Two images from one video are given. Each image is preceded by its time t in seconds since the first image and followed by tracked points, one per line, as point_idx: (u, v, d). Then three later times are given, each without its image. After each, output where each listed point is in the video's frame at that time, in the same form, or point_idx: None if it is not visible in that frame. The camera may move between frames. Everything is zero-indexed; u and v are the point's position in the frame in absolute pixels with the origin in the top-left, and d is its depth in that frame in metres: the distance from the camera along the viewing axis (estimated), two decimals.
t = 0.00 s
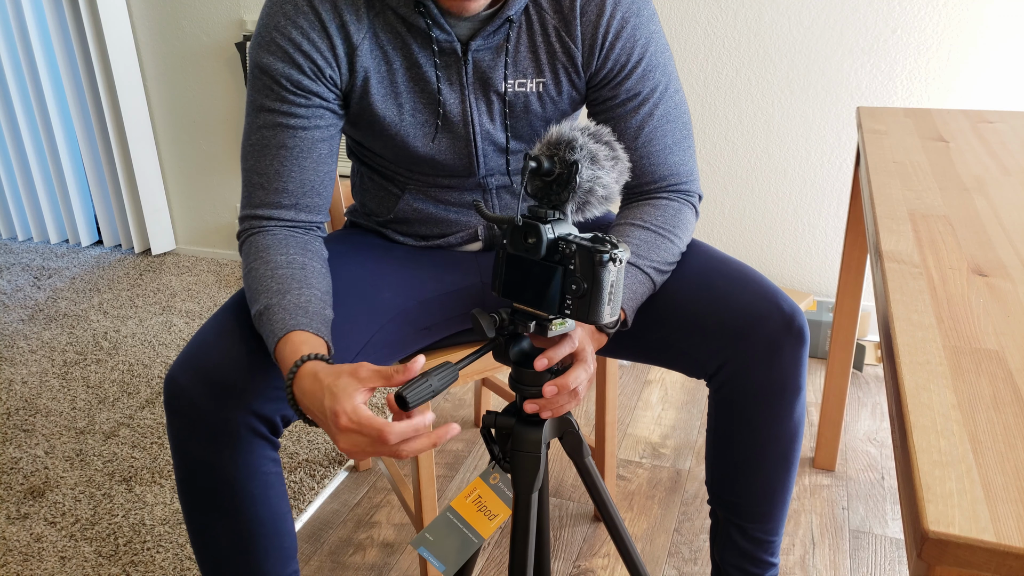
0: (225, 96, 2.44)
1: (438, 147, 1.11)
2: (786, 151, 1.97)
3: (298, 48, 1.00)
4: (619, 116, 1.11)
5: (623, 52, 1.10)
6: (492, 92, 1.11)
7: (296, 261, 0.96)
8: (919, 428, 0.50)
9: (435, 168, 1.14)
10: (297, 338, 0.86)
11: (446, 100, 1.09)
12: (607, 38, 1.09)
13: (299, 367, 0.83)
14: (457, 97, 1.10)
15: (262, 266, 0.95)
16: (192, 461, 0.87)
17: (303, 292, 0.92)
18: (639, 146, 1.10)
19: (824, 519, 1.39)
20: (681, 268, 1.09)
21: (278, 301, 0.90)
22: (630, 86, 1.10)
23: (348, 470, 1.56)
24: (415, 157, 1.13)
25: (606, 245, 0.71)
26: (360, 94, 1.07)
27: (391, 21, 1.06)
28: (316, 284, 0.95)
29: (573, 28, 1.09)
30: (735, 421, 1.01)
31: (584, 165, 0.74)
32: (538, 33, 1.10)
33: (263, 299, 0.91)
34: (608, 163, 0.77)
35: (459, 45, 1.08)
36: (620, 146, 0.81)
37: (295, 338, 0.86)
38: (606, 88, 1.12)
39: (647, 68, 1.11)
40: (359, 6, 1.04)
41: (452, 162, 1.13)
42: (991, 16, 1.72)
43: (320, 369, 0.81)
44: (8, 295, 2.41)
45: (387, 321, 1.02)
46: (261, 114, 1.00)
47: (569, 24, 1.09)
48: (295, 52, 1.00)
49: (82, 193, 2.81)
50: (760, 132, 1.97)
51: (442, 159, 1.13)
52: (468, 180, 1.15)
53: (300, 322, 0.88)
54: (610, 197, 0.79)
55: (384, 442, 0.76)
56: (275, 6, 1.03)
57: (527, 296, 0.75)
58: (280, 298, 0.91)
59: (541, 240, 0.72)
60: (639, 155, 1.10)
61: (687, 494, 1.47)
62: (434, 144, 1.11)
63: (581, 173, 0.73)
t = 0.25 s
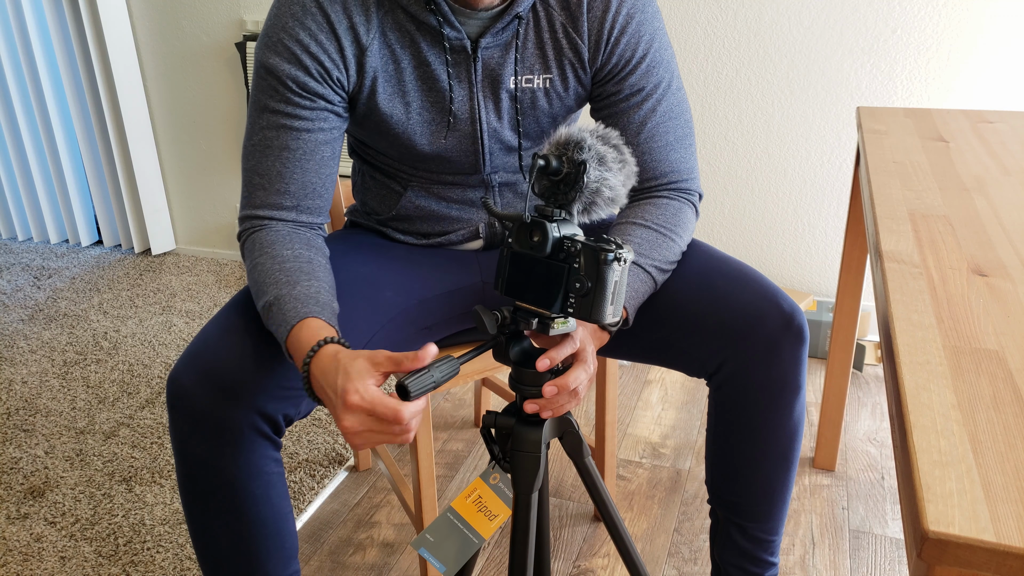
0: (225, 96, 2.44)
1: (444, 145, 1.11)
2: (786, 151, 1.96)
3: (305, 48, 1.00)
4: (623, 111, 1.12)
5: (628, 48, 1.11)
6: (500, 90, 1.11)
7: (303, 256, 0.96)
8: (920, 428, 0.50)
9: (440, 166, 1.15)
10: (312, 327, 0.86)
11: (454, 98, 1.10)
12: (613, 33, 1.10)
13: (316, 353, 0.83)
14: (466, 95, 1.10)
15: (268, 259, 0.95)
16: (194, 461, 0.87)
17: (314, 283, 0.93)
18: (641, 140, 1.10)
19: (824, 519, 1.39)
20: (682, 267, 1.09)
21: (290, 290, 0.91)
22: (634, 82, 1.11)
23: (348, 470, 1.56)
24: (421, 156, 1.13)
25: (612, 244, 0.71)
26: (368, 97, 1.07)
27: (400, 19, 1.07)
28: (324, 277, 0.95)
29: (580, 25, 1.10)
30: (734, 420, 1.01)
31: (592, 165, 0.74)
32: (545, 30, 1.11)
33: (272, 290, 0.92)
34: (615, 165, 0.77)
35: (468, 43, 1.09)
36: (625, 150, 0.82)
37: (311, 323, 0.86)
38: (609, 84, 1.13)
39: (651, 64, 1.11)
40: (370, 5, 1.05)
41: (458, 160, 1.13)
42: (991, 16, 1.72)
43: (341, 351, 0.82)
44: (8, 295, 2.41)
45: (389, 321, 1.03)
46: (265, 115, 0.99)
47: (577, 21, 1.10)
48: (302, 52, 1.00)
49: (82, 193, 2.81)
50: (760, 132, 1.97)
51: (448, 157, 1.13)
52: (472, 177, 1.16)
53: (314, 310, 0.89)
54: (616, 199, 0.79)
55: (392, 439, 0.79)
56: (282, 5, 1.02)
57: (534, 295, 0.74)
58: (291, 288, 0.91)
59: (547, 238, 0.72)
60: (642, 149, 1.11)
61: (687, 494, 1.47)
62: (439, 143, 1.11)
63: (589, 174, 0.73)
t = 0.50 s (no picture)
0: (225, 96, 2.44)
1: (445, 144, 1.11)
2: (786, 151, 1.96)
3: (308, 47, 1.00)
4: (624, 111, 1.12)
5: (629, 47, 1.10)
6: (502, 88, 1.11)
7: (297, 258, 0.96)
8: (919, 428, 0.50)
9: (442, 165, 1.15)
10: (302, 330, 0.86)
11: (456, 97, 1.10)
12: (614, 33, 1.10)
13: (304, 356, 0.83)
14: (468, 94, 1.10)
15: (263, 263, 0.95)
16: (196, 461, 0.87)
17: (306, 286, 0.92)
18: (642, 141, 1.10)
19: (824, 519, 1.39)
20: (682, 267, 1.09)
21: (281, 296, 0.90)
22: (635, 82, 1.11)
23: (348, 470, 1.56)
24: (422, 155, 1.13)
25: (615, 246, 0.70)
26: (370, 95, 1.07)
27: (403, 18, 1.07)
28: (318, 279, 0.95)
29: (581, 25, 1.10)
30: (735, 420, 1.01)
31: (599, 167, 0.74)
32: (547, 29, 1.11)
33: (264, 296, 0.92)
34: (622, 169, 0.77)
35: (470, 42, 1.09)
36: (633, 156, 0.82)
37: (298, 330, 0.86)
38: (611, 84, 1.12)
39: (652, 64, 1.11)
40: (373, 4, 1.04)
41: (460, 159, 1.13)
42: (992, 16, 1.72)
43: (322, 357, 0.81)
44: (8, 295, 2.41)
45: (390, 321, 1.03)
46: (267, 113, 0.99)
47: (578, 21, 1.10)
48: (305, 51, 0.99)
49: (82, 193, 2.81)
50: (760, 132, 1.97)
51: (450, 156, 1.13)
52: (473, 177, 1.16)
53: (306, 315, 0.88)
54: (621, 203, 0.79)
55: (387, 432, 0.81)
56: (285, 3, 1.02)
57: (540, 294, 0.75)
58: (283, 293, 0.91)
59: (551, 237, 0.72)
60: (643, 150, 1.11)
61: (687, 494, 1.47)
62: (441, 142, 1.11)
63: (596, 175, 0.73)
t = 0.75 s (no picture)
0: (225, 96, 2.44)
1: (444, 142, 1.11)
2: (786, 151, 1.97)
3: (306, 45, 1.00)
4: (623, 110, 1.12)
5: (628, 47, 1.11)
6: (500, 87, 1.11)
7: (296, 252, 0.96)
8: (919, 428, 0.50)
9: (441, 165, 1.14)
10: (299, 323, 0.86)
11: (455, 95, 1.10)
12: (613, 32, 1.10)
13: (299, 351, 0.83)
14: (466, 92, 1.10)
15: (262, 257, 0.95)
16: (195, 461, 0.87)
17: (304, 280, 0.92)
18: (641, 140, 1.11)
19: (824, 519, 1.39)
20: (681, 267, 1.09)
21: (280, 288, 0.90)
22: (634, 82, 1.11)
23: (348, 470, 1.56)
24: (421, 154, 1.13)
25: (606, 249, 0.70)
26: (369, 92, 1.07)
27: (401, 15, 1.07)
28: (317, 274, 0.95)
29: (579, 24, 1.10)
30: (734, 420, 1.01)
31: (589, 167, 0.72)
32: (545, 27, 1.11)
33: (263, 289, 0.92)
34: (616, 164, 0.75)
35: (468, 40, 1.09)
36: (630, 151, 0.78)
37: (296, 322, 0.86)
38: (610, 83, 1.12)
39: (650, 63, 1.11)
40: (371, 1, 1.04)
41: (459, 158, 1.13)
42: (992, 16, 1.72)
43: (321, 351, 0.81)
44: (8, 294, 2.41)
45: (389, 321, 1.02)
46: (266, 113, 0.99)
47: (576, 19, 1.10)
48: (303, 50, 1.00)
49: (82, 193, 2.81)
50: (760, 132, 1.97)
51: (449, 155, 1.13)
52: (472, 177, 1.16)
53: (303, 308, 0.88)
54: (616, 199, 0.77)
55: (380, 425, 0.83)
56: (283, 2, 1.02)
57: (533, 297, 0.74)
58: (281, 287, 0.91)
59: (542, 240, 0.71)
60: (642, 149, 1.11)
61: (687, 494, 1.47)
62: (440, 140, 1.11)
63: (585, 176, 0.71)
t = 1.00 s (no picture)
0: (225, 96, 2.44)
1: (445, 142, 1.11)
2: (787, 151, 1.96)
3: (309, 45, 1.00)
4: (624, 110, 1.12)
5: (628, 47, 1.11)
6: (502, 87, 1.11)
7: (298, 258, 0.96)
8: (919, 428, 0.50)
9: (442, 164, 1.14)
10: (297, 335, 0.86)
11: (457, 95, 1.10)
12: (614, 32, 1.10)
13: (299, 366, 0.83)
14: (468, 92, 1.10)
15: (264, 261, 0.95)
16: (190, 459, 0.87)
17: (306, 290, 0.92)
18: (641, 141, 1.11)
19: (824, 519, 1.39)
20: (681, 265, 1.09)
21: (281, 297, 0.90)
22: (634, 81, 1.11)
23: (348, 470, 1.56)
24: (422, 153, 1.13)
25: (578, 256, 0.69)
26: (371, 92, 1.07)
27: (404, 15, 1.07)
28: (318, 282, 0.95)
29: (580, 24, 1.10)
30: (733, 421, 1.00)
31: (546, 173, 0.72)
32: (547, 27, 1.11)
33: (265, 295, 0.92)
34: (577, 163, 0.75)
35: (470, 39, 1.08)
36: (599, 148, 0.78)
37: (296, 334, 0.86)
38: (610, 83, 1.12)
39: (651, 63, 1.11)
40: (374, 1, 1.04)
41: (460, 157, 1.13)
42: (992, 16, 1.72)
43: (321, 367, 0.81)
44: (8, 295, 2.41)
45: (387, 320, 1.02)
46: (267, 112, 0.99)
47: (578, 20, 1.10)
48: (306, 49, 0.99)
49: (82, 192, 2.81)
50: (760, 132, 1.97)
51: (450, 154, 1.13)
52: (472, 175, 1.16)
53: (303, 319, 0.88)
54: (586, 194, 0.78)
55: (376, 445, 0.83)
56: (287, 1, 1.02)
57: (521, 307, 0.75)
58: (283, 294, 0.91)
59: (514, 253, 0.71)
60: (642, 149, 1.11)
61: (687, 494, 1.47)
62: (441, 140, 1.11)
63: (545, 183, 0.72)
